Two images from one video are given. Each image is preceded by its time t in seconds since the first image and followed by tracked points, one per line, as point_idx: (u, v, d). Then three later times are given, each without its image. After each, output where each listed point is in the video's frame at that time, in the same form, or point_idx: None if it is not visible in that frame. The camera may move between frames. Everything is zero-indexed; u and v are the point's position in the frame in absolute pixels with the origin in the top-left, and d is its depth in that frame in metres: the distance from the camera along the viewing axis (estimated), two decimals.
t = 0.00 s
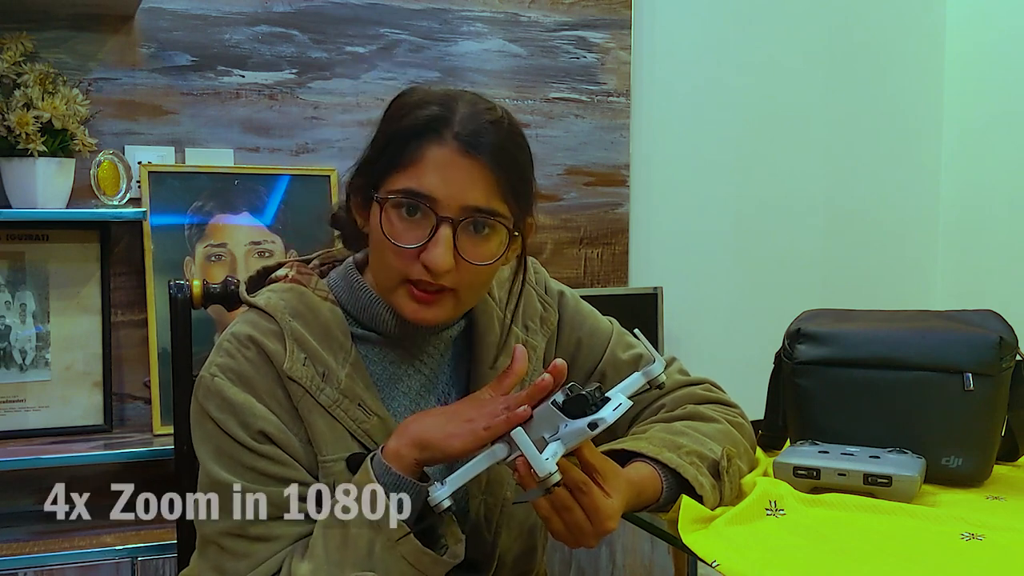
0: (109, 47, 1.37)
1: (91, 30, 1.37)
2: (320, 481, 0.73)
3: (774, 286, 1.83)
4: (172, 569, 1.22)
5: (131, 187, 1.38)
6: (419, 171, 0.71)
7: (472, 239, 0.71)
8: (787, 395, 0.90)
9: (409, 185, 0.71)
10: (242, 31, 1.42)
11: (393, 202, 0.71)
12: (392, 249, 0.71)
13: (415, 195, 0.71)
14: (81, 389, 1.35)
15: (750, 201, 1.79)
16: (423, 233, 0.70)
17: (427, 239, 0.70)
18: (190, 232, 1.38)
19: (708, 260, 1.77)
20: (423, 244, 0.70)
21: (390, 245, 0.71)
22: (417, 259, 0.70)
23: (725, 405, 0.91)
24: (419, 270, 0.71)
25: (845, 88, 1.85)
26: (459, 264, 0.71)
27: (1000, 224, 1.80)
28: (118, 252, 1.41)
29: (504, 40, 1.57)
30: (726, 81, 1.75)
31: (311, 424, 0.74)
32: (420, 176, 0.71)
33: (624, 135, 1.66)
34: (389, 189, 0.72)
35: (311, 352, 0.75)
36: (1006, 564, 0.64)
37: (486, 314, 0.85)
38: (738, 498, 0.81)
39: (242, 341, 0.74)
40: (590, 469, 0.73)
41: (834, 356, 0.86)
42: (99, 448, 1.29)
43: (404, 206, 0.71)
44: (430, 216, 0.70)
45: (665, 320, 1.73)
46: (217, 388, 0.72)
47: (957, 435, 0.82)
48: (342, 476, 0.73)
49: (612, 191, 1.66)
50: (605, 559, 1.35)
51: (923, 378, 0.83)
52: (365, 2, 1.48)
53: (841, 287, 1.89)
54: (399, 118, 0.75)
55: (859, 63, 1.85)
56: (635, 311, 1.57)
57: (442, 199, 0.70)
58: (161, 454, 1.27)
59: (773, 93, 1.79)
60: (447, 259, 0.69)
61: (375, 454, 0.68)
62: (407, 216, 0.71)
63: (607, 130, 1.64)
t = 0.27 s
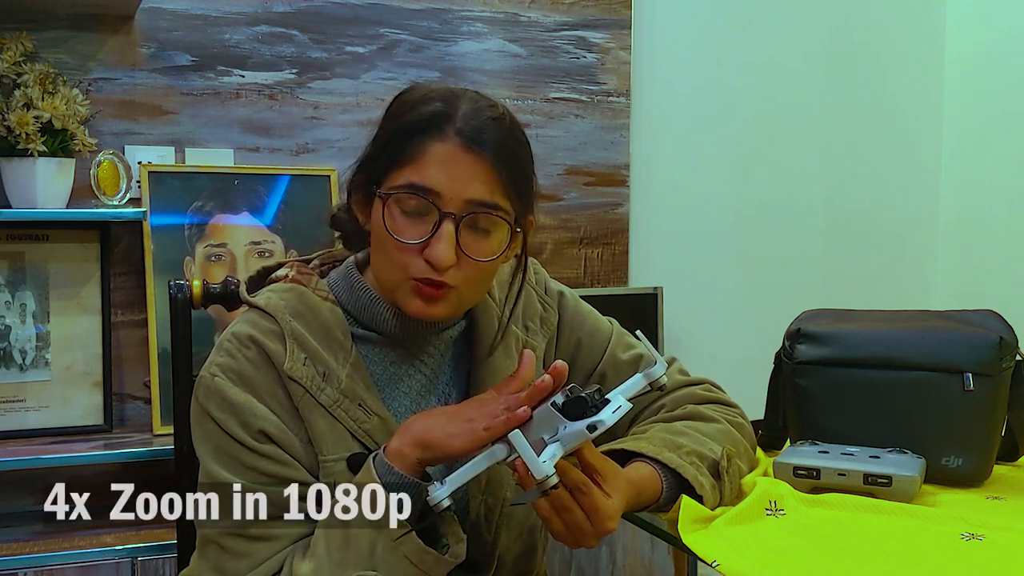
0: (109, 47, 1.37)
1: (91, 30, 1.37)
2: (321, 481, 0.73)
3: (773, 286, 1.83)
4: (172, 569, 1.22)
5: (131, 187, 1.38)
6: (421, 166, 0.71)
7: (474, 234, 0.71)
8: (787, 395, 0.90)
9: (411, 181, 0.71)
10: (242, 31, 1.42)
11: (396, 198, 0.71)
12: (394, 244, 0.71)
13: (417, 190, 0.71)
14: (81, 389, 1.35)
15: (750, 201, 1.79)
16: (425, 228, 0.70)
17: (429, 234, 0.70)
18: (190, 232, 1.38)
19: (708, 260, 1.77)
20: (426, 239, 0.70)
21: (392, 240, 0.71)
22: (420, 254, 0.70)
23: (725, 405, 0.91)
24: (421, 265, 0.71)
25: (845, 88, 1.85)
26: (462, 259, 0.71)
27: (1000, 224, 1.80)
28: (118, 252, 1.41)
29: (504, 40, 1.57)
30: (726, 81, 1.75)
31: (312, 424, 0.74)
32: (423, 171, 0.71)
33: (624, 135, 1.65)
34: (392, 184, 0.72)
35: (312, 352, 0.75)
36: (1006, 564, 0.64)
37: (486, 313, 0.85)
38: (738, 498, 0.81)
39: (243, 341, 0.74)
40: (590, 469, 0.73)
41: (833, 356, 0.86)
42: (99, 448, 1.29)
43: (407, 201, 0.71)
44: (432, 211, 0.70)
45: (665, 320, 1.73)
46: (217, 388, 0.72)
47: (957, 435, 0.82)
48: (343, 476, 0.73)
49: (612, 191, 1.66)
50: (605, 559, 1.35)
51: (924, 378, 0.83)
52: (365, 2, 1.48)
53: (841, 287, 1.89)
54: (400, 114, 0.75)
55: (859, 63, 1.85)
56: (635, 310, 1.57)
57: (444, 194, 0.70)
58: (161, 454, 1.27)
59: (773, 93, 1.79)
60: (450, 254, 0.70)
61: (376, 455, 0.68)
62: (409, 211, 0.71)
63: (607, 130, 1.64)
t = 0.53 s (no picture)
0: (109, 47, 1.37)
1: (91, 30, 1.37)
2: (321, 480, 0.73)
3: (773, 286, 1.83)
4: (172, 569, 1.22)
5: (131, 187, 1.38)
6: (421, 161, 0.72)
7: (474, 227, 0.72)
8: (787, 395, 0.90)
9: (411, 175, 0.72)
10: (242, 31, 1.42)
11: (396, 192, 0.72)
12: (394, 238, 0.72)
13: (417, 184, 0.71)
14: (81, 389, 1.35)
15: (750, 201, 1.79)
16: (425, 222, 0.71)
17: (429, 228, 0.71)
18: (190, 232, 1.38)
19: (708, 260, 1.77)
20: (426, 232, 0.71)
21: (392, 234, 0.72)
22: (419, 248, 0.71)
23: (725, 405, 0.91)
24: (421, 259, 0.71)
25: (845, 88, 1.85)
26: (461, 253, 0.71)
27: (1000, 224, 1.80)
28: (118, 252, 1.41)
29: (504, 40, 1.56)
30: (726, 81, 1.75)
31: (312, 424, 0.74)
32: (422, 164, 0.71)
33: (624, 135, 1.66)
34: (391, 178, 0.73)
35: (312, 352, 0.75)
36: (1006, 564, 0.64)
37: (486, 312, 0.85)
38: (738, 498, 0.81)
39: (243, 340, 0.74)
40: (590, 470, 0.73)
41: (833, 356, 0.86)
42: (99, 448, 1.29)
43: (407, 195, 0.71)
44: (431, 205, 0.71)
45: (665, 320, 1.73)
46: (218, 388, 0.72)
47: (957, 435, 0.82)
48: (343, 476, 0.73)
49: (612, 191, 1.66)
50: (605, 559, 1.35)
51: (924, 378, 0.83)
52: (366, 2, 1.48)
53: (841, 287, 1.89)
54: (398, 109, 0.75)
55: (859, 63, 1.85)
56: (635, 311, 1.57)
57: (444, 186, 0.71)
58: (161, 454, 1.27)
59: (774, 93, 1.79)
60: (450, 248, 0.70)
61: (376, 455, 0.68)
62: (409, 205, 0.71)
63: (607, 130, 1.64)
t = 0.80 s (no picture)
0: (109, 47, 1.39)
1: (91, 30, 1.40)
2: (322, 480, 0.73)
3: (773, 286, 1.83)
4: (172, 569, 1.22)
5: (131, 187, 1.41)
6: (417, 147, 0.69)
7: (476, 210, 0.70)
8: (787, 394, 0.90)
9: (407, 161, 0.69)
10: (242, 31, 1.36)
11: (394, 180, 0.69)
12: (397, 230, 0.70)
13: (415, 171, 0.69)
14: (81, 389, 1.35)
15: (750, 201, 1.78)
16: (426, 208, 0.69)
17: (430, 214, 0.69)
18: (190, 232, 1.40)
19: (708, 260, 1.77)
20: (428, 218, 0.69)
21: (394, 225, 0.70)
22: (422, 234, 0.70)
23: (725, 405, 0.91)
24: (424, 247, 0.70)
25: (845, 88, 1.85)
26: (465, 237, 0.70)
27: (1001, 223, 1.84)
28: (119, 252, 1.42)
29: (504, 40, 1.44)
30: (726, 81, 1.74)
31: (314, 423, 0.74)
32: (419, 154, 0.69)
33: (626, 135, 1.60)
34: (388, 169, 0.69)
35: (314, 351, 0.76)
36: (1006, 563, 0.64)
37: (487, 313, 0.83)
38: (738, 498, 0.82)
39: (245, 339, 0.74)
40: (590, 471, 0.73)
41: (833, 356, 0.86)
42: (99, 448, 1.29)
43: (405, 181, 0.69)
44: (432, 193, 0.69)
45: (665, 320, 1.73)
46: (219, 387, 0.72)
47: (956, 435, 0.82)
48: (343, 476, 0.73)
49: (612, 192, 1.59)
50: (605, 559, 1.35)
51: (923, 378, 0.83)
52: (365, 0, 1.38)
53: (841, 287, 1.89)
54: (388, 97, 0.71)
55: (860, 62, 1.86)
56: (635, 311, 1.57)
57: (443, 173, 0.69)
58: (161, 454, 1.27)
59: (773, 93, 1.78)
60: (452, 233, 0.69)
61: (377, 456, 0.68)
62: (409, 191, 0.69)
63: (608, 130, 1.57)
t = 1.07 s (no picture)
0: (109, 47, 1.40)
1: (91, 29, 1.41)
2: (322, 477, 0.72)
3: (774, 286, 1.83)
4: (172, 569, 1.23)
5: (130, 187, 1.44)
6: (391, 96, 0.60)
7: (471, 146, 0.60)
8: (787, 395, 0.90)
9: (387, 108, 0.60)
10: (242, 31, 1.30)
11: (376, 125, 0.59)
12: (391, 176, 0.58)
13: (399, 115, 0.60)
14: (81, 389, 1.36)
15: (750, 202, 1.79)
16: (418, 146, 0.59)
17: (424, 149, 0.59)
18: (190, 233, 1.37)
19: (708, 260, 1.77)
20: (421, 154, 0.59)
21: (385, 174, 0.59)
22: (420, 172, 0.58)
23: (726, 406, 0.91)
24: (425, 189, 0.59)
25: (845, 88, 1.85)
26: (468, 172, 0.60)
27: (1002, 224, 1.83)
28: (119, 252, 1.43)
29: (504, 40, 1.40)
30: (726, 81, 1.75)
31: (314, 421, 0.75)
32: (395, 97, 0.60)
33: (625, 135, 1.63)
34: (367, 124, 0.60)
35: (314, 349, 0.76)
36: (1006, 563, 0.64)
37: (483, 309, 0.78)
38: (738, 498, 0.82)
39: (247, 338, 0.76)
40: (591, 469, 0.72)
41: (833, 356, 0.86)
42: (99, 448, 1.29)
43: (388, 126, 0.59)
44: (418, 133, 0.60)
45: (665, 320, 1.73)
46: (221, 386, 0.74)
47: (956, 435, 0.82)
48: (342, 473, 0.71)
49: (612, 192, 1.60)
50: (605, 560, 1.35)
51: (924, 378, 0.83)
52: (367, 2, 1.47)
53: (841, 287, 1.89)
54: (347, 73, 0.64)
55: (860, 63, 1.86)
56: (635, 311, 1.57)
57: (424, 111, 0.60)
58: (161, 454, 1.27)
59: (773, 93, 1.79)
60: (453, 166, 0.59)
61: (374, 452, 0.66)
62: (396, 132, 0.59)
63: (607, 129, 1.58)
